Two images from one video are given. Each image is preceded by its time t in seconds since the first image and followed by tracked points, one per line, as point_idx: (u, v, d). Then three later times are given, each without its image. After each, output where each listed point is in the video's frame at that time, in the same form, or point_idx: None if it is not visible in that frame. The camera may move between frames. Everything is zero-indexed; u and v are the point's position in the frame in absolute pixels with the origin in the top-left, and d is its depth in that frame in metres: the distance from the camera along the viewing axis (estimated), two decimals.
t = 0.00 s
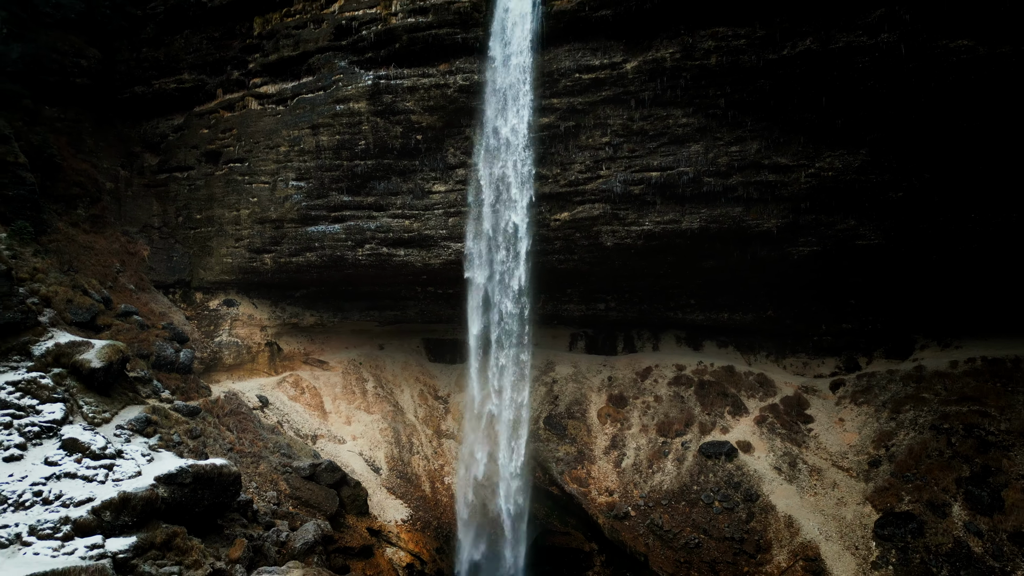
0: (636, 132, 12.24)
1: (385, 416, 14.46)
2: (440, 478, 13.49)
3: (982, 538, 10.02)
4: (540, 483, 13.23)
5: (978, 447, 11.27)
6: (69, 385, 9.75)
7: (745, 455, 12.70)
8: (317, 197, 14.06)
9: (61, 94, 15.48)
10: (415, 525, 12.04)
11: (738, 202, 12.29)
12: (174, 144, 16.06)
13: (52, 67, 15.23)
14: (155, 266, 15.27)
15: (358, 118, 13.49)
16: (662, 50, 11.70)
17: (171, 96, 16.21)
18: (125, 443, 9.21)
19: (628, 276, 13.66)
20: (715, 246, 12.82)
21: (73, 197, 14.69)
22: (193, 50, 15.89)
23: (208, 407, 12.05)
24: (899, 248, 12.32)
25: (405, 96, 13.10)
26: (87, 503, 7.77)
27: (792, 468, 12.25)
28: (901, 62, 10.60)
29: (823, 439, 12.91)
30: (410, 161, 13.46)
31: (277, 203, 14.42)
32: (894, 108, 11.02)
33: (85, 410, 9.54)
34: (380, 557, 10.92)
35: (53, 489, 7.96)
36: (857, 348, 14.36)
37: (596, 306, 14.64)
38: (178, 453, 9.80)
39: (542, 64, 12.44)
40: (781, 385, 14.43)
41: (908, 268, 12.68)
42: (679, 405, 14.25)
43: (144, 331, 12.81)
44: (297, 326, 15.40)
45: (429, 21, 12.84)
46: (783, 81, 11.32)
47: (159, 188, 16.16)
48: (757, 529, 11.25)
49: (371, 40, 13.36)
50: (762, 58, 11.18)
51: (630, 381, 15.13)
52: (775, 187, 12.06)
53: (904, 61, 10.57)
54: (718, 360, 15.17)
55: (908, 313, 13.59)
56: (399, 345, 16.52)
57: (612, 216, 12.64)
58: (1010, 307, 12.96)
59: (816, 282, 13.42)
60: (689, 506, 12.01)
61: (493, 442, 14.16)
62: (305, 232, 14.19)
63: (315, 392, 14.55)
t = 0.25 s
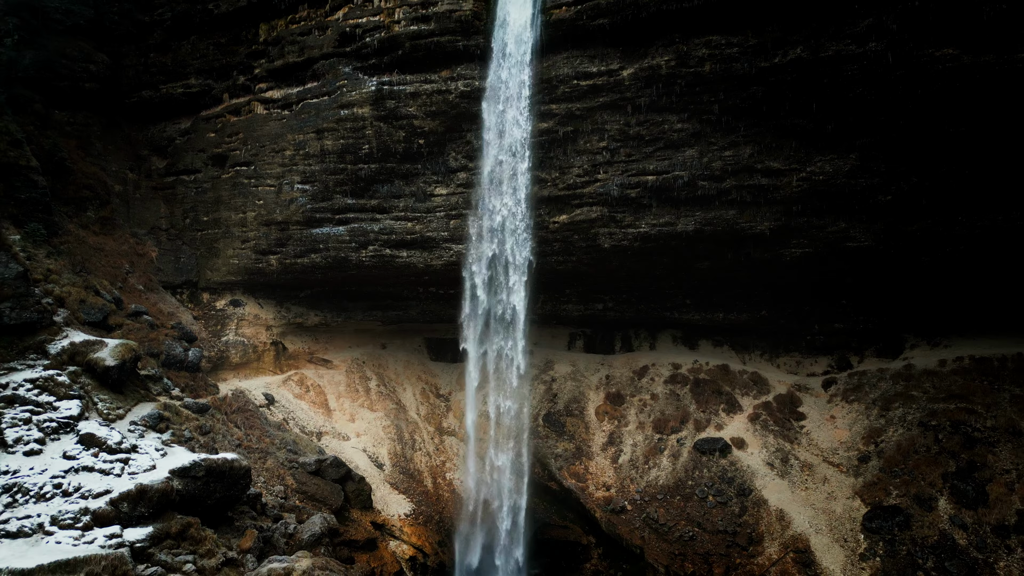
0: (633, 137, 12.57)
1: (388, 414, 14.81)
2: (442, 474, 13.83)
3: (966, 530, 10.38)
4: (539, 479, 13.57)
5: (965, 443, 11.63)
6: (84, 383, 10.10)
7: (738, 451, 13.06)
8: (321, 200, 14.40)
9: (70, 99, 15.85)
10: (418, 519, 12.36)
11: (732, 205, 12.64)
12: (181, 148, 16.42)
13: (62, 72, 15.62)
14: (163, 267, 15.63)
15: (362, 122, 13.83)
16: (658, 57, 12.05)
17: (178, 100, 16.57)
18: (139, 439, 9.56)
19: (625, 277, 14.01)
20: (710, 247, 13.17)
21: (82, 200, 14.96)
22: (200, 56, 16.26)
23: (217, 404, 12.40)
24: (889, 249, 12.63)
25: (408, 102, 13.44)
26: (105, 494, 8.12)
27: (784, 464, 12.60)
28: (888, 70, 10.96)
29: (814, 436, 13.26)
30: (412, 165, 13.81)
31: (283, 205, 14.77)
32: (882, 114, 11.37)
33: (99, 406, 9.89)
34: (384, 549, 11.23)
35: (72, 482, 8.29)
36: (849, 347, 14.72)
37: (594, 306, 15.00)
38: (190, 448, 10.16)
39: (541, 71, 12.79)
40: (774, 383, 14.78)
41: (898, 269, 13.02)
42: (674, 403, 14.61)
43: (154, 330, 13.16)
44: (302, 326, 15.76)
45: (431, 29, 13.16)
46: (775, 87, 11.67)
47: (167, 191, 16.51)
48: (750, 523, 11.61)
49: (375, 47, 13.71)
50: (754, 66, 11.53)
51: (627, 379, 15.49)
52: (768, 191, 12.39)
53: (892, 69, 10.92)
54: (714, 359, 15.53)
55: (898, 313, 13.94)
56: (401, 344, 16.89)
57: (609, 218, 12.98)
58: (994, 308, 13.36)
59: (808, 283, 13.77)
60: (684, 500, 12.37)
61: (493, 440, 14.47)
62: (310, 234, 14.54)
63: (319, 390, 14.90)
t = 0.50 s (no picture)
0: (629, 142, 12.93)
1: (391, 411, 15.16)
2: (444, 470, 14.19)
3: (952, 523, 10.73)
4: (538, 474, 13.92)
5: (952, 439, 11.98)
6: (99, 380, 10.47)
7: (732, 447, 13.41)
8: (326, 203, 14.75)
9: (79, 104, 16.25)
10: (421, 514, 12.70)
11: (726, 208, 12.99)
12: (188, 151, 16.78)
13: (71, 77, 16.01)
14: (171, 268, 15.98)
15: (366, 127, 14.18)
16: (653, 64, 12.39)
17: (185, 105, 16.93)
18: (152, 434, 9.91)
19: (622, 278, 14.36)
20: (705, 249, 13.52)
21: (92, 202, 15.34)
22: (206, 62, 16.61)
23: (225, 402, 12.75)
24: (879, 251, 12.99)
25: (411, 107, 13.78)
26: (122, 487, 8.47)
27: (777, 460, 12.96)
28: (877, 78, 11.31)
29: (806, 432, 13.62)
30: (415, 169, 14.16)
31: (288, 208, 15.12)
32: (871, 120, 11.71)
33: (114, 403, 10.24)
34: (388, 543, 11.55)
35: (90, 475, 8.63)
36: (841, 346, 15.07)
37: (593, 306, 15.36)
38: (201, 443, 10.51)
39: (540, 77, 13.13)
40: (768, 381, 15.13)
41: (887, 271, 13.38)
42: (670, 400, 14.96)
43: (164, 330, 13.52)
44: (307, 326, 16.11)
45: (433, 36, 13.50)
46: (768, 94, 12.02)
47: (174, 193, 16.87)
48: (743, 516, 11.96)
49: (378, 54, 14.06)
50: (747, 73, 11.89)
51: (625, 378, 15.85)
52: (761, 195, 12.75)
53: (880, 76, 11.27)
54: (709, 358, 15.88)
55: (889, 312, 14.30)
56: (404, 344, 17.24)
57: (606, 221, 13.34)
58: (982, 309, 13.69)
59: (801, 284, 14.12)
60: (679, 495, 12.72)
61: (493, 436, 14.82)
62: (315, 236, 14.88)
63: (324, 388, 15.25)
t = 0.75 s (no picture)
0: (626, 147, 13.28)
1: (394, 409, 15.52)
2: (446, 465, 14.56)
3: (938, 517, 11.07)
4: (538, 470, 14.28)
5: (939, 436, 12.34)
6: (113, 378, 10.84)
7: (727, 444, 13.76)
8: (331, 205, 15.11)
9: (89, 108, 16.62)
10: (423, 508, 13.05)
11: (720, 211, 13.35)
12: (195, 155, 17.14)
13: (81, 82, 16.37)
14: (179, 269, 16.32)
15: (369, 132, 14.53)
16: (650, 71, 12.73)
17: (192, 109, 17.29)
18: (165, 430, 10.27)
19: (620, 279, 14.72)
20: (700, 250, 13.87)
21: (102, 205, 15.70)
22: (213, 67, 16.98)
23: (233, 399, 13.12)
24: (869, 253, 13.35)
25: (413, 112, 14.14)
26: (138, 479, 8.83)
27: (770, 456, 13.31)
28: (866, 85, 11.66)
29: (799, 429, 13.98)
30: (417, 172, 14.51)
31: (293, 210, 15.47)
32: (861, 126, 12.07)
33: (127, 400, 10.61)
34: (391, 536, 11.90)
35: (107, 469, 8.99)
36: (834, 346, 15.43)
37: (591, 306, 15.72)
38: (211, 438, 10.86)
39: (540, 83, 13.48)
40: (762, 380, 15.49)
41: (878, 272, 13.73)
42: (667, 398, 15.32)
43: (173, 329, 13.87)
44: (311, 325, 16.47)
45: (435, 43, 13.85)
46: (760, 100, 12.37)
47: (181, 196, 17.22)
48: (736, 510, 12.31)
49: (382, 60, 14.41)
50: (741, 80, 12.23)
51: (622, 376, 16.21)
52: (754, 198, 13.11)
53: (869, 84, 11.62)
54: (705, 357, 16.24)
55: (880, 313, 14.66)
56: (406, 343, 17.60)
57: (604, 223, 13.69)
58: (970, 309, 14.05)
59: (794, 285, 14.48)
60: (675, 490, 13.07)
61: (494, 433, 15.20)
62: (319, 238, 15.23)
63: (328, 386, 15.59)
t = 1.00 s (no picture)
0: (624, 151, 13.63)
1: (397, 407, 15.87)
2: (447, 462, 14.91)
3: (925, 510, 11.44)
4: (537, 466, 14.64)
5: (928, 432, 12.70)
6: (126, 375, 11.20)
7: (722, 440, 14.13)
8: (335, 208, 15.46)
9: (98, 112, 16.98)
10: (426, 503, 13.41)
11: (715, 213, 13.71)
12: (202, 157, 17.49)
13: (90, 87, 16.73)
14: (186, 270, 16.68)
15: (373, 136, 14.88)
16: (646, 77, 13.07)
17: (199, 113, 17.64)
18: (177, 426, 10.62)
19: (618, 279, 15.08)
20: (696, 252, 14.23)
21: (111, 207, 16.06)
22: (219, 72, 17.33)
23: (241, 397, 13.47)
24: (860, 254, 13.71)
25: (416, 117, 14.49)
26: (153, 473, 9.19)
27: (763, 452, 13.67)
28: (855, 91, 12.03)
29: (792, 426, 14.33)
30: (420, 175, 14.87)
31: (299, 212, 15.83)
32: (851, 131, 12.43)
33: (140, 397, 10.96)
34: (395, 529, 12.26)
35: (123, 462, 9.34)
36: (827, 345, 15.78)
37: (590, 306, 16.08)
38: (221, 434, 11.21)
39: (540, 89, 13.82)
40: (757, 378, 15.85)
41: (869, 273, 14.09)
42: (664, 396, 15.68)
43: (182, 328, 14.23)
44: (316, 325, 16.82)
45: (437, 50, 14.20)
46: (754, 106, 12.72)
47: (188, 198, 17.56)
48: (730, 505, 12.67)
49: (385, 66, 14.75)
50: (735, 86, 12.58)
51: (620, 375, 16.57)
52: (748, 201, 13.46)
53: (858, 90, 11.99)
54: (701, 356, 16.59)
55: (871, 312, 15.02)
56: (408, 342, 17.95)
57: (602, 225, 14.05)
58: (959, 309, 14.40)
59: (788, 285, 14.84)
60: (670, 485, 13.43)
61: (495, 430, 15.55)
62: (324, 239, 15.59)
63: (332, 385, 15.93)
